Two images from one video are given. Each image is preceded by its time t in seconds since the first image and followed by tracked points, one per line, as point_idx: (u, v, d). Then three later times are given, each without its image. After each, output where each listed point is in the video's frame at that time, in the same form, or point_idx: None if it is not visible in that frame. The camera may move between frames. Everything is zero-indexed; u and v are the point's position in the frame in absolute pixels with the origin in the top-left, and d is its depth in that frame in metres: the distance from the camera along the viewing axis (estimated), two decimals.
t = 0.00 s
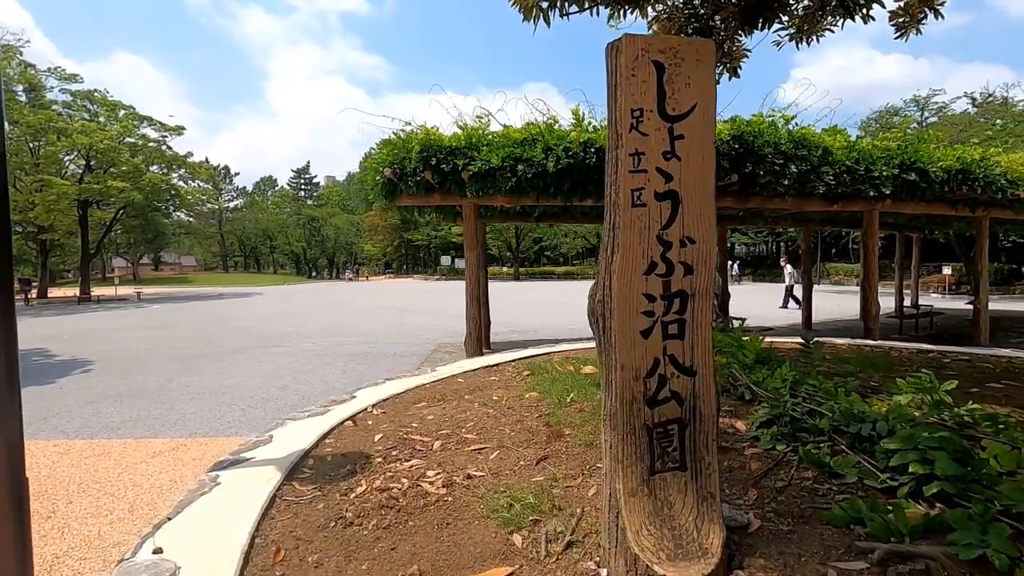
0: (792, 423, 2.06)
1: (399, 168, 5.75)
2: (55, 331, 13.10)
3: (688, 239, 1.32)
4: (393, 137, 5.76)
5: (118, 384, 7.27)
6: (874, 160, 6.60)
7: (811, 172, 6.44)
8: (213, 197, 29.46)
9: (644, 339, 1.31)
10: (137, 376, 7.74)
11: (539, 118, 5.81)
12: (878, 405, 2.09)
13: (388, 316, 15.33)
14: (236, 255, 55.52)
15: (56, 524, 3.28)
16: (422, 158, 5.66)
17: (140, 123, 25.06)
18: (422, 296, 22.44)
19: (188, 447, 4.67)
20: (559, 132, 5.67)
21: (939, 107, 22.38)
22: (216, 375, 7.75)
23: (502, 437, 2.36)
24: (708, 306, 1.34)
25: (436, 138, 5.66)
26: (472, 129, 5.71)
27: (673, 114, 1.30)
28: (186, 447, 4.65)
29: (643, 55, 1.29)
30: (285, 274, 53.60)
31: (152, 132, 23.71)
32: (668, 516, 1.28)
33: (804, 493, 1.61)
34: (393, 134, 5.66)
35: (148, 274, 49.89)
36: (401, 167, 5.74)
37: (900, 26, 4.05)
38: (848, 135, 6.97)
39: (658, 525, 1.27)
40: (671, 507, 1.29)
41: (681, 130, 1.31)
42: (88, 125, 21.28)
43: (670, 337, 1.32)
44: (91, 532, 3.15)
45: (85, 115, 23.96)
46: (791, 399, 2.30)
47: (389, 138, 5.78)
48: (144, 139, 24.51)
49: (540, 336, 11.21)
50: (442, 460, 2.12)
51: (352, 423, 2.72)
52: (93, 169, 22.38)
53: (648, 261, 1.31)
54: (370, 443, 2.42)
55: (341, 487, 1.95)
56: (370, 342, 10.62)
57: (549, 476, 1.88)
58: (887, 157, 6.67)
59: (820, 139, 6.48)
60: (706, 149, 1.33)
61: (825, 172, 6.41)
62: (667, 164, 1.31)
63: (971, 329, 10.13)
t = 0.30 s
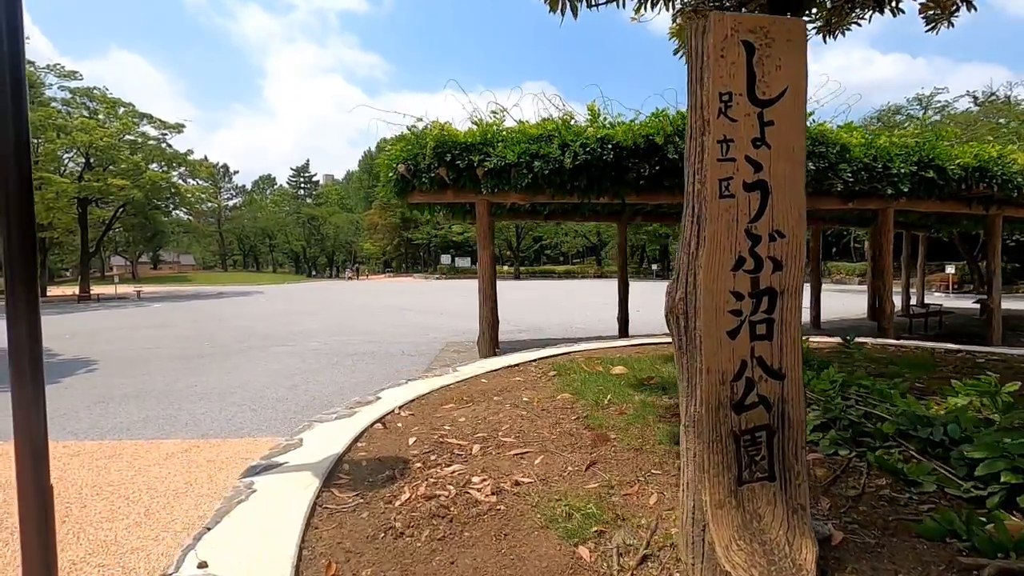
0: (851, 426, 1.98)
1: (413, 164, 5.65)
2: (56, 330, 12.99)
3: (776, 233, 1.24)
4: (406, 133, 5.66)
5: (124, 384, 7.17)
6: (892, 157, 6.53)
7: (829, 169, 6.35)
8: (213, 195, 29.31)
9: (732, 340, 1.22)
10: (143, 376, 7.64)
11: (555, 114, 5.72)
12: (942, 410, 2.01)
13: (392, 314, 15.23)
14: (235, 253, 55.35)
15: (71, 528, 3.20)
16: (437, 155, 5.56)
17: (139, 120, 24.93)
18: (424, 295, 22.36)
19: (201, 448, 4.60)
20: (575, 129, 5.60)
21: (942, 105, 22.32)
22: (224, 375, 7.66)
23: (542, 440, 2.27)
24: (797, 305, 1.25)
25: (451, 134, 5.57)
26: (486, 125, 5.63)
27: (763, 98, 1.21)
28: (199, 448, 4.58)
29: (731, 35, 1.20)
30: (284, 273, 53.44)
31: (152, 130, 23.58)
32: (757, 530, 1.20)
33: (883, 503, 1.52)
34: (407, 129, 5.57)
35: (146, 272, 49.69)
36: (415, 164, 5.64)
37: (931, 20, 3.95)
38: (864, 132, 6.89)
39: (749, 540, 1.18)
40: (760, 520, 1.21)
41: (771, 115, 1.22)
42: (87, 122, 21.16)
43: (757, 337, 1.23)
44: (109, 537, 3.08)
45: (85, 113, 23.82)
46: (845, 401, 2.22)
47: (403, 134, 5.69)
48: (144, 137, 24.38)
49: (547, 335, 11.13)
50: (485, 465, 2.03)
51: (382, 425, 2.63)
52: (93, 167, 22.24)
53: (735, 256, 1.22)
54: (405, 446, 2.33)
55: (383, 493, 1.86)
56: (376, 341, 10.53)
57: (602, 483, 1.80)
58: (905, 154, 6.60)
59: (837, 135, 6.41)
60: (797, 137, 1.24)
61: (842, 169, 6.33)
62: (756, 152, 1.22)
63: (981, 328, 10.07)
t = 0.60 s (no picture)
0: (916, 432, 1.86)
1: (424, 159, 5.51)
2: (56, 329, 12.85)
3: (878, 221, 1.10)
4: (417, 127, 5.53)
5: (127, 383, 7.04)
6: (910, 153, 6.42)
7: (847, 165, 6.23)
8: (212, 193, 29.15)
9: (829, 341, 1.09)
10: (146, 375, 7.52)
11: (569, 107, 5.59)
12: (1011, 414, 1.90)
13: (394, 313, 15.11)
14: (234, 252, 55.18)
15: (77, 535, 3.08)
16: (449, 149, 5.43)
17: (138, 117, 24.77)
18: (425, 293, 22.23)
19: (208, 450, 4.47)
20: (590, 123, 5.48)
21: (945, 103, 22.23)
22: (227, 375, 7.51)
23: (581, 445, 2.14)
24: (901, 303, 1.12)
25: (463, 128, 5.43)
26: (499, 119, 5.50)
27: (866, 70, 1.08)
28: (206, 450, 4.45)
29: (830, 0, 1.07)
30: (284, 271, 53.29)
31: (151, 127, 23.43)
32: (858, 552, 1.07)
33: (973, 517, 1.40)
34: (418, 123, 5.43)
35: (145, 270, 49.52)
36: (426, 158, 5.50)
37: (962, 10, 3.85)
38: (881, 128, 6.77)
39: (851, 564, 1.06)
40: (861, 542, 1.08)
41: (873, 90, 1.09)
42: (85, 119, 20.99)
43: (856, 338, 1.10)
44: (117, 545, 2.95)
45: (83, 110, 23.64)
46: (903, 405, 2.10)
47: (413, 128, 5.56)
48: (143, 134, 24.23)
49: (553, 334, 11.02)
50: (525, 474, 1.90)
51: (406, 429, 2.50)
52: (92, 164, 22.08)
53: (833, 248, 1.09)
54: (434, 452, 2.20)
55: (420, 504, 1.73)
56: (381, 340, 10.41)
57: (657, 494, 1.67)
58: (923, 149, 6.49)
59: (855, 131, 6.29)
60: (903, 113, 1.10)
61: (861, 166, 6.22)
62: (857, 131, 1.09)
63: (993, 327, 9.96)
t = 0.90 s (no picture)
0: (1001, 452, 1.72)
1: (437, 156, 5.36)
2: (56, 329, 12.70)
3: None
4: (430, 124, 5.38)
5: (130, 386, 6.90)
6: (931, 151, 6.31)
7: (868, 164, 6.10)
8: (212, 191, 29.00)
9: (968, 362, 0.95)
10: (149, 377, 7.37)
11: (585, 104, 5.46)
12: None
13: (398, 313, 14.98)
14: (233, 251, 55.04)
15: (83, 550, 2.93)
16: (463, 147, 5.28)
17: (138, 116, 24.64)
18: (427, 293, 22.11)
19: (215, 457, 4.33)
20: (607, 119, 5.34)
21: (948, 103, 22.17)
22: (231, 377, 7.36)
23: (629, 462, 2.00)
24: None
25: (477, 125, 5.28)
26: (514, 116, 5.35)
27: (1012, 46, 0.92)
28: (214, 458, 4.31)
29: None
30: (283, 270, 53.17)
31: (151, 125, 23.30)
32: None
33: None
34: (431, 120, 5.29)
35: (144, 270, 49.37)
36: (439, 156, 5.35)
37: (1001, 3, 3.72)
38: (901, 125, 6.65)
39: None
40: None
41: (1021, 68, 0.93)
42: (85, 118, 20.84)
43: (999, 358, 0.95)
44: (125, 562, 2.81)
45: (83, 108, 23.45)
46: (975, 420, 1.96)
47: (426, 125, 5.41)
48: (143, 132, 24.11)
49: (560, 335, 10.89)
50: (574, 496, 1.75)
51: (434, 442, 2.35)
52: (91, 163, 21.94)
53: (973, 255, 0.94)
54: (469, 468, 2.05)
55: (465, 531, 1.57)
56: (386, 340, 10.28)
57: (726, 520, 1.53)
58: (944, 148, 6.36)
59: (876, 128, 6.16)
60: None
61: (881, 164, 6.09)
62: (1001, 117, 0.93)
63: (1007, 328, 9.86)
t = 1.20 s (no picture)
0: None
1: (452, 151, 5.23)
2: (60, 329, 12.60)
3: None
4: (444, 119, 5.25)
5: (136, 387, 6.79)
6: (955, 147, 6.16)
7: (891, 160, 5.96)
8: (213, 190, 28.87)
9: None
10: (155, 378, 7.26)
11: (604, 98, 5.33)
12: None
13: (403, 312, 14.85)
14: (234, 249, 54.94)
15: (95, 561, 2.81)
16: (479, 142, 5.15)
17: (139, 114, 24.55)
18: (431, 292, 21.97)
19: (227, 461, 4.21)
20: (627, 114, 5.22)
21: (956, 100, 21.97)
22: (239, 377, 7.24)
23: (684, 473, 1.88)
24: None
25: (494, 119, 5.15)
26: (531, 110, 5.22)
27: None
28: (225, 462, 4.18)
29: None
30: (285, 269, 53.05)
31: (152, 123, 23.17)
32: None
33: None
34: (446, 114, 5.15)
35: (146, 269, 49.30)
36: (454, 152, 5.21)
37: None
38: (923, 120, 6.50)
39: None
40: None
41: None
42: (86, 116, 20.74)
43: None
44: (139, 573, 2.69)
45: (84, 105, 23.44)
46: None
47: (441, 120, 5.27)
48: (144, 130, 24.00)
49: (570, 335, 10.75)
50: (633, 512, 1.63)
51: (470, 450, 2.22)
52: (92, 161, 21.83)
53: None
54: (511, 479, 1.92)
55: (522, 552, 1.45)
56: (394, 340, 10.15)
57: (809, 540, 1.41)
58: (969, 144, 6.21)
59: (900, 123, 6.02)
60: None
61: (905, 160, 5.95)
62: None
63: None
